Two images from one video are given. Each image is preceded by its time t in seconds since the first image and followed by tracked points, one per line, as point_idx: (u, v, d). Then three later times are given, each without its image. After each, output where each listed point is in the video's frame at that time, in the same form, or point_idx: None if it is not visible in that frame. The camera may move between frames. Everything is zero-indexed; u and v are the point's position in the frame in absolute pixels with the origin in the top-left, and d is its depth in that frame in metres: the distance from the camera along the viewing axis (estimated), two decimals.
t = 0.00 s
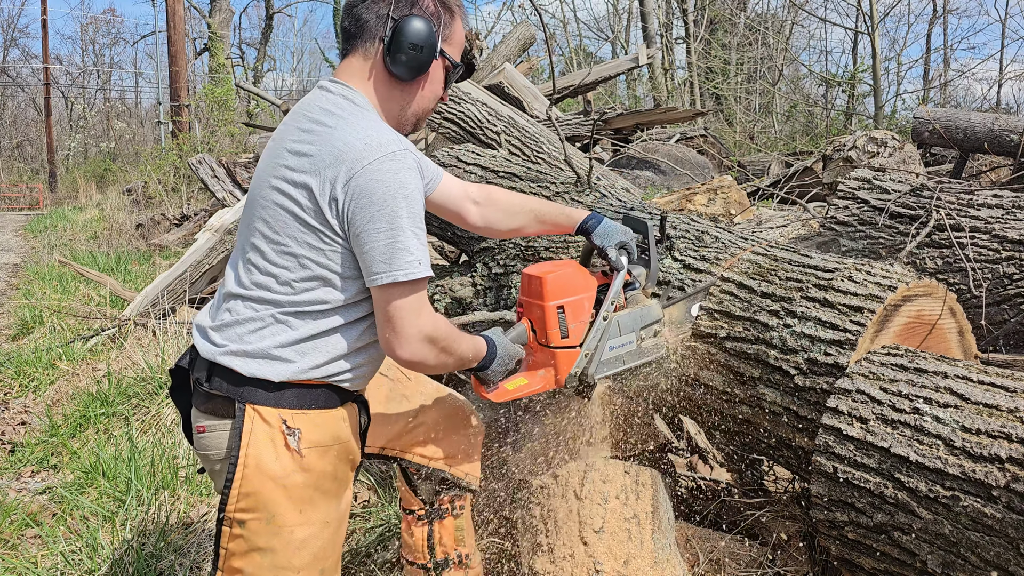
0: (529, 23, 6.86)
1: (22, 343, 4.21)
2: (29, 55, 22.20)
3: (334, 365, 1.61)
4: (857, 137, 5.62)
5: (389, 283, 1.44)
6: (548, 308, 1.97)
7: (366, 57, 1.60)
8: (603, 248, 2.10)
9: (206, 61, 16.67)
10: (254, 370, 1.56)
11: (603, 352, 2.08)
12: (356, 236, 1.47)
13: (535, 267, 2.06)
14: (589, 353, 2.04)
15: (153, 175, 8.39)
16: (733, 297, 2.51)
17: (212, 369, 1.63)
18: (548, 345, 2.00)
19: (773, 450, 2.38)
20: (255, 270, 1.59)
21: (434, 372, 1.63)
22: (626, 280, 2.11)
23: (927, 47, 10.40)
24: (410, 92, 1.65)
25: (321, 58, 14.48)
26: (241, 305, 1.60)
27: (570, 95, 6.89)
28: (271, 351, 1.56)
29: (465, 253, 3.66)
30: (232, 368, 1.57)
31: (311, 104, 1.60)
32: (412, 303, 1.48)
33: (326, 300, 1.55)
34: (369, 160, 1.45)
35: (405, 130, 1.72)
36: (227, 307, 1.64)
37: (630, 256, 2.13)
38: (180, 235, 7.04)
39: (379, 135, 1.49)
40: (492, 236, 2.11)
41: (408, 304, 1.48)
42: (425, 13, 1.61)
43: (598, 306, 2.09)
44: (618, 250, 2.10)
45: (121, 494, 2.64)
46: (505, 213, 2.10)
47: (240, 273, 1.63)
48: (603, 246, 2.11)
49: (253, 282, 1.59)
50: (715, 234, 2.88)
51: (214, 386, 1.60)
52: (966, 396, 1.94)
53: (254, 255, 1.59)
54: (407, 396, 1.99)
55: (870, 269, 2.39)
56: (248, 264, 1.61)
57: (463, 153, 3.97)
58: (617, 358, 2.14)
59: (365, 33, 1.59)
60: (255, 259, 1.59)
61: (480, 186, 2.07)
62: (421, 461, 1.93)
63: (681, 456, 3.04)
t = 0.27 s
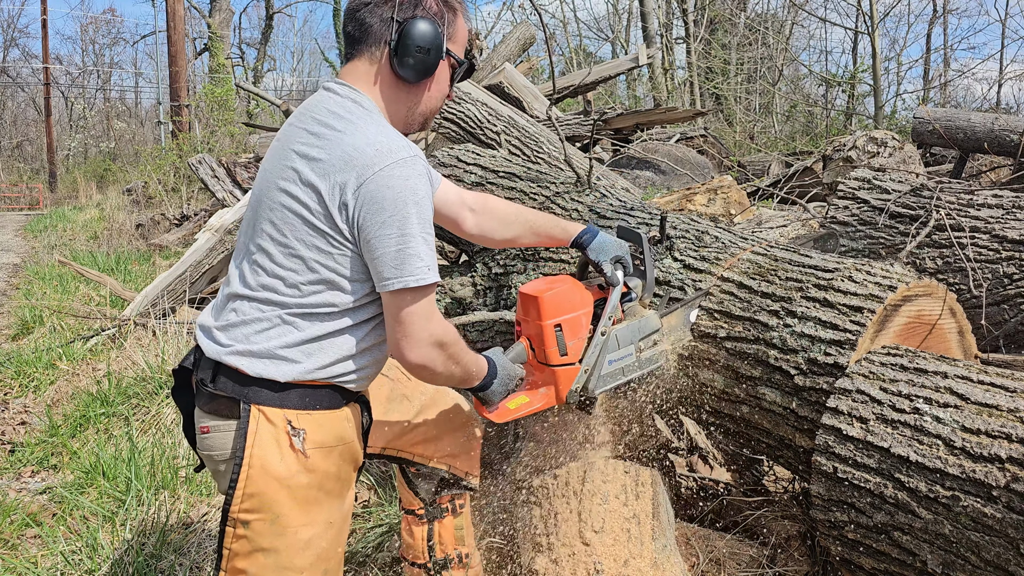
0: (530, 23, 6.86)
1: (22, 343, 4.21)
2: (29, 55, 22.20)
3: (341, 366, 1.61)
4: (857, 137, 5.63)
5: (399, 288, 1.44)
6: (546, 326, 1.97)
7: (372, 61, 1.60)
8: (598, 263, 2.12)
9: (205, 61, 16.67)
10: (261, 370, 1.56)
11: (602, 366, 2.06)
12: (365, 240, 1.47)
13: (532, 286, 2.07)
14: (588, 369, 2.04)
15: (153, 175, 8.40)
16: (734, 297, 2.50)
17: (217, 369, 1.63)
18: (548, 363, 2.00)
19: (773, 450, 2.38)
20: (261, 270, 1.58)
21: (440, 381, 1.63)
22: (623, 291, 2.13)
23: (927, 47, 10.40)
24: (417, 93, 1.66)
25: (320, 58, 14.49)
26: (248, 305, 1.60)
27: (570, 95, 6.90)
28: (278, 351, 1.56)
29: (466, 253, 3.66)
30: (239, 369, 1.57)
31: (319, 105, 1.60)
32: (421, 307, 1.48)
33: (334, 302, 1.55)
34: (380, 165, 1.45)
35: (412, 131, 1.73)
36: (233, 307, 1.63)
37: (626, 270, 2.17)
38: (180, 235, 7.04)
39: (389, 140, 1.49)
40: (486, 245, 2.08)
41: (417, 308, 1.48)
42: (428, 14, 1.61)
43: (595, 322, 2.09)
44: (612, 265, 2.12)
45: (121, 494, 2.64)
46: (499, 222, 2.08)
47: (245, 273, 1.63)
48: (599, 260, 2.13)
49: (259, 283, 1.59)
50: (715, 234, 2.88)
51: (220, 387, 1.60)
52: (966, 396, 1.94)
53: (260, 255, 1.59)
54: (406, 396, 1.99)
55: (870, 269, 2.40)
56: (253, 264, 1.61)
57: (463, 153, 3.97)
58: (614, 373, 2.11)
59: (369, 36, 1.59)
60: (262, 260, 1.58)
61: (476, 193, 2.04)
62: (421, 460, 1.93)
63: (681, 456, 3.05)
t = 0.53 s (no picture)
0: (530, 23, 6.86)
1: (22, 343, 4.21)
2: (29, 55, 22.19)
3: (346, 364, 1.61)
4: (857, 137, 5.63)
5: (401, 278, 1.44)
6: (552, 315, 1.98)
7: (360, 60, 1.61)
8: (604, 255, 2.09)
9: (205, 61, 16.67)
10: (265, 371, 1.56)
11: (607, 358, 2.05)
12: (364, 232, 1.47)
13: (538, 275, 2.07)
14: (592, 360, 2.04)
15: (153, 175, 8.40)
16: (734, 297, 2.50)
17: (221, 371, 1.63)
18: (553, 352, 2.01)
19: (773, 450, 2.38)
20: (262, 270, 1.59)
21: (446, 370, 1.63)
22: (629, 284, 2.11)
23: (927, 47, 10.40)
24: (408, 85, 1.66)
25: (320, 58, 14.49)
26: (250, 306, 1.60)
27: (570, 95, 6.90)
28: (282, 350, 1.56)
29: (466, 253, 3.66)
30: (243, 369, 1.57)
31: (314, 105, 1.60)
32: (424, 296, 1.48)
33: (337, 299, 1.55)
34: (376, 156, 1.45)
35: (410, 120, 1.75)
36: (235, 309, 1.64)
37: (631, 262, 2.15)
38: (180, 235, 7.04)
39: (384, 131, 1.50)
40: (495, 239, 2.10)
41: (420, 297, 1.47)
42: (409, 3, 1.60)
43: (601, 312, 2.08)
44: (618, 257, 2.09)
45: (121, 494, 2.64)
46: (507, 216, 2.09)
47: (246, 275, 1.63)
48: (605, 252, 2.09)
49: (261, 283, 1.59)
50: (715, 234, 2.88)
51: (224, 388, 1.60)
52: (966, 396, 1.94)
53: (261, 255, 1.59)
54: (409, 396, 1.99)
55: (870, 269, 2.39)
56: (254, 265, 1.61)
57: (463, 153, 3.97)
58: (619, 365, 2.09)
59: (353, 36, 1.59)
60: (262, 260, 1.58)
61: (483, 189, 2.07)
62: (425, 460, 1.94)
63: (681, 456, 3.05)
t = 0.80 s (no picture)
0: (530, 23, 6.86)
1: (22, 343, 4.21)
2: (29, 55, 22.19)
3: (348, 362, 1.61)
4: (857, 137, 5.63)
5: (403, 270, 1.44)
6: (555, 307, 1.97)
7: (354, 60, 1.61)
8: (609, 249, 2.08)
9: (205, 61, 16.67)
10: (267, 369, 1.56)
11: (608, 352, 2.06)
12: (366, 225, 1.47)
13: (543, 266, 2.07)
14: (594, 353, 2.03)
15: (153, 175, 8.39)
16: (734, 297, 2.50)
17: (221, 370, 1.63)
18: (554, 343, 2.00)
19: (773, 450, 2.38)
20: (262, 269, 1.59)
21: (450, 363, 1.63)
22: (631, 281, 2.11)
23: (927, 48, 10.40)
24: (404, 80, 1.66)
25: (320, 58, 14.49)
26: (250, 305, 1.60)
27: (570, 95, 6.90)
28: (284, 348, 1.56)
29: (466, 253, 3.66)
30: (244, 368, 1.57)
31: (312, 103, 1.61)
32: (426, 288, 1.48)
33: (339, 296, 1.55)
34: (377, 149, 1.46)
35: (409, 115, 1.75)
36: (235, 308, 1.64)
37: (636, 257, 2.14)
38: (180, 235, 7.04)
39: (384, 125, 1.51)
40: (500, 237, 2.10)
41: (422, 288, 1.47)
42: None
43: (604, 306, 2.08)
44: (623, 250, 2.08)
45: (121, 494, 2.64)
46: (511, 214, 2.09)
47: (246, 275, 1.64)
48: (610, 246, 2.09)
49: (261, 281, 1.59)
50: (715, 234, 2.88)
51: (224, 388, 1.60)
52: (966, 396, 1.94)
53: (261, 253, 1.59)
54: (408, 397, 1.99)
55: (870, 269, 2.39)
56: (254, 264, 1.61)
57: (463, 153, 3.97)
58: (620, 360, 2.10)
59: (346, 37, 1.59)
60: (263, 258, 1.59)
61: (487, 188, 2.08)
62: (423, 462, 1.93)
63: (681, 456, 3.05)
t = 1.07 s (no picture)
0: (530, 23, 6.86)
1: (22, 343, 4.21)
2: (29, 55, 22.19)
3: (351, 360, 1.61)
4: (857, 137, 5.63)
5: (406, 265, 1.44)
6: (557, 301, 1.97)
7: (354, 61, 1.61)
8: (612, 246, 2.08)
9: (205, 61, 16.67)
10: (270, 370, 1.56)
11: (609, 349, 2.05)
12: (368, 222, 1.47)
13: (545, 261, 2.07)
14: (595, 348, 2.03)
15: (153, 175, 8.39)
16: (734, 297, 2.50)
17: (224, 371, 1.63)
18: (555, 337, 2.00)
19: (773, 450, 2.38)
20: (264, 269, 1.59)
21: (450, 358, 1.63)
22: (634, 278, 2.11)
23: (927, 48, 10.40)
24: (404, 80, 1.66)
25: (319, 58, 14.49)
26: (253, 306, 1.60)
27: (570, 95, 6.90)
28: (287, 347, 1.56)
29: (466, 253, 3.66)
30: (247, 369, 1.57)
31: (313, 102, 1.61)
32: (427, 283, 1.48)
33: (341, 294, 1.55)
34: (379, 145, 1.47)
35: (410, 115, 1.75)
36: (238, 309, 1.63)
37: (639, 254, 2.14)
38: (180, 235, 7.04)
39: (386, 122, 1.51)
40: (504, 236, 2.12)
41: (423, 284, 1.47)
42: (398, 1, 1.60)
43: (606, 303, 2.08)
44: (626, 247, 2.08)
45: (121, 494, 2.64)
46: (514, 213, 2.10)
47: (248, 275, 1.64)
48: (613, 243, 2.09)
49: (263, 281, 1.59)
50: (715, 234, 2.88)
51: (226, 388, 1.60)
52: (966, 396, 1.94)
53: (263, 253, 1.59)
54: (409, 397, 1.97)
55: (870, 269, 2.39)
56: (256, 264, 1.61)
57: (463, 153, 3.97)
58: (622, 356, 2.10)
59: (346, 38, 1.59)
60: (265, 257, 1.59)
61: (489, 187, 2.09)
62: (424, 462, 1.93)
63: (681, 456, 3.05)
